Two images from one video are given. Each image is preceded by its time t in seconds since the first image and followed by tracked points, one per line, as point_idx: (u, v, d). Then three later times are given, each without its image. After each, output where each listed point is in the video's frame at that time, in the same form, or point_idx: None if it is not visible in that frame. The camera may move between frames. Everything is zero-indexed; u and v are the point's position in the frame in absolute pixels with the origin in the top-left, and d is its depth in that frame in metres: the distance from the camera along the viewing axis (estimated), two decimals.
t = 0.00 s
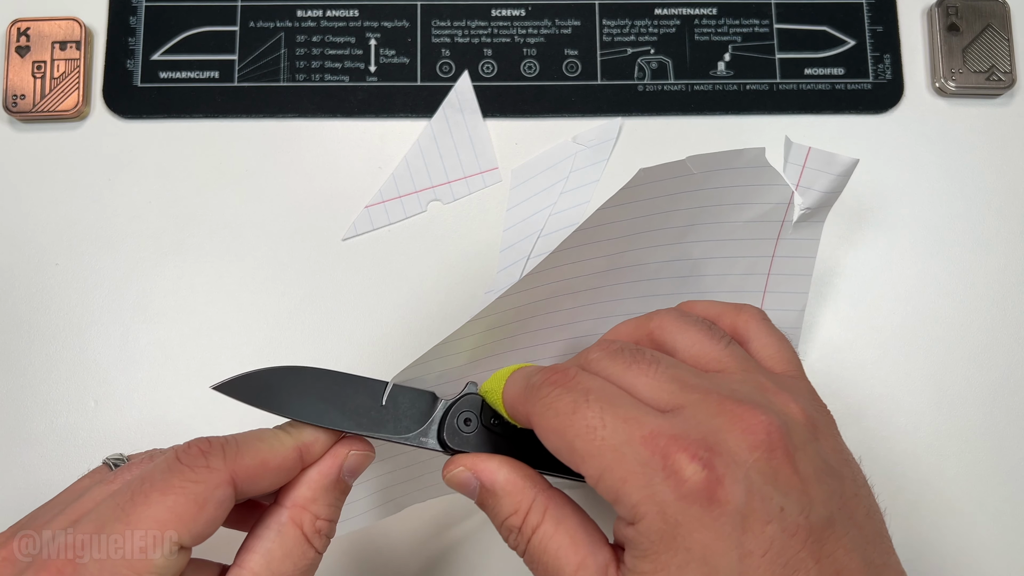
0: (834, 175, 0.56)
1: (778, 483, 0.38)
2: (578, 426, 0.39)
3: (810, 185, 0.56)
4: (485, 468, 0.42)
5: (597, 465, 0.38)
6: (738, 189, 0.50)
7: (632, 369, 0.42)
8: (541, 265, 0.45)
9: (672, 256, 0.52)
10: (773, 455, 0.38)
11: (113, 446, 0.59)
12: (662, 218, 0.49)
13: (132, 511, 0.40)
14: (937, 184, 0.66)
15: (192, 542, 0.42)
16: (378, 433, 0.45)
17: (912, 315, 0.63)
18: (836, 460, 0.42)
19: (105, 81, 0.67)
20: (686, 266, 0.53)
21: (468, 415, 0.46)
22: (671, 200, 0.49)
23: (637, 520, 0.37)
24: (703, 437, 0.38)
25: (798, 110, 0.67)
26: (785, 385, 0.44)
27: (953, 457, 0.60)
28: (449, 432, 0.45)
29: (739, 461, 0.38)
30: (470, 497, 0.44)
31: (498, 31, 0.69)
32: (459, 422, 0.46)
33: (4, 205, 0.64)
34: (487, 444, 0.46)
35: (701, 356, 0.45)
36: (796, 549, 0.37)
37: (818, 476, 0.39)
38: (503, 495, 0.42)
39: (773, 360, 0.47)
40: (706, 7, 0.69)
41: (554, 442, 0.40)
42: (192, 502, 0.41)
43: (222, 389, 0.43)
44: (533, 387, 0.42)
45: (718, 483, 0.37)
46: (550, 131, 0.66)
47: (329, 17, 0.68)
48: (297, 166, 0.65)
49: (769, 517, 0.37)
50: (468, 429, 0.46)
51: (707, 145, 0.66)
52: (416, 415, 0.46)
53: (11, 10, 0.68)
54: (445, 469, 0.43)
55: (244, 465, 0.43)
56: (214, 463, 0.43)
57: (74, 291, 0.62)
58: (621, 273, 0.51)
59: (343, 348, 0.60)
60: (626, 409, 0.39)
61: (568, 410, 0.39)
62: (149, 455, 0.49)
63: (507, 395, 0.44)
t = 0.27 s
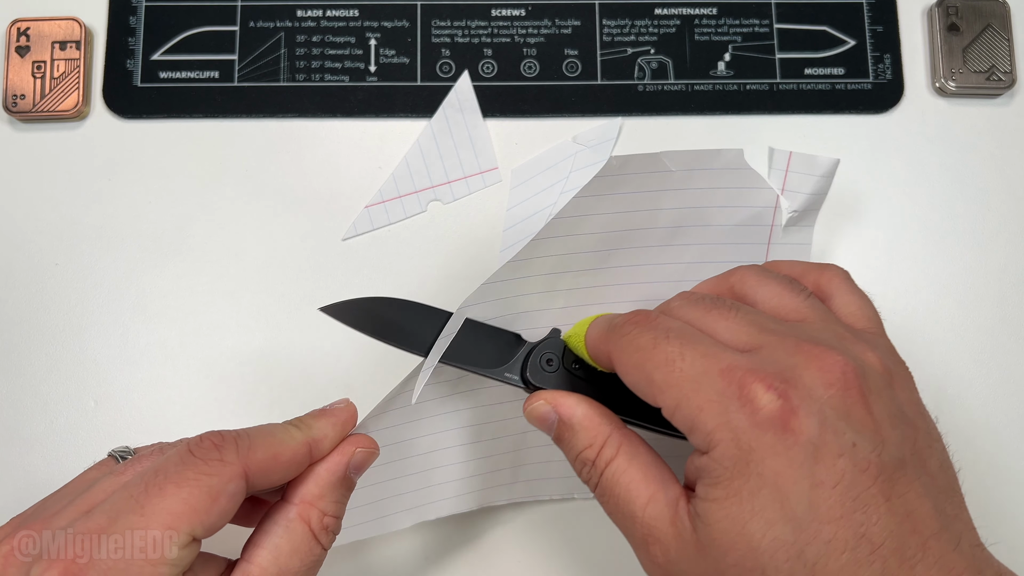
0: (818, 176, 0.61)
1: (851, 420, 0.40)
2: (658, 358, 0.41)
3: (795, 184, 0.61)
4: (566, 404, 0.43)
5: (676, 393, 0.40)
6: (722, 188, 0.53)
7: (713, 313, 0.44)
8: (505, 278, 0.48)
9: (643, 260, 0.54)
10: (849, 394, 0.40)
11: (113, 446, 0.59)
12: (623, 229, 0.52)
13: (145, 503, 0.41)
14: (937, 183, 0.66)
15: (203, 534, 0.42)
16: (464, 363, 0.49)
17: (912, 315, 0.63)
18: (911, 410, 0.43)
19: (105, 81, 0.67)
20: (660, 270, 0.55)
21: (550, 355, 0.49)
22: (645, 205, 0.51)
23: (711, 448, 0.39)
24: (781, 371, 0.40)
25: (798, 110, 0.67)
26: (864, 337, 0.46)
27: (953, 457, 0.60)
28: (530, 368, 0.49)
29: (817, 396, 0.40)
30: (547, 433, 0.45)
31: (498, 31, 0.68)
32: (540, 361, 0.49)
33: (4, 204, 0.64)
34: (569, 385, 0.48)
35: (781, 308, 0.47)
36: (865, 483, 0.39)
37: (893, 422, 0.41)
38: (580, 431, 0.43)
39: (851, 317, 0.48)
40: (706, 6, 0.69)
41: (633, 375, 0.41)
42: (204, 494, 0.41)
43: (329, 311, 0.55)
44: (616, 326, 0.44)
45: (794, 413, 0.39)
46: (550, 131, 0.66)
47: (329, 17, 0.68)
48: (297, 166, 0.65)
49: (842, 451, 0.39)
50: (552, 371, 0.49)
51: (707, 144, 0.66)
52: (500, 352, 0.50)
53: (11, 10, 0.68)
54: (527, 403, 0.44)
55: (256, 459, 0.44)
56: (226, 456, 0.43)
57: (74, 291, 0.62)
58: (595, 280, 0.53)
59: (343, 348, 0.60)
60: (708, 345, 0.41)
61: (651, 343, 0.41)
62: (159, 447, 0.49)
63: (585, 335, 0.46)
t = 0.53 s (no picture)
0: (767, 167, 0.63)
1: (932, 323, 0.44)
2: (747, 269, 0.45)
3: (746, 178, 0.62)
4: (653, 321, 0.47)
5: (762, 295, 0.44)
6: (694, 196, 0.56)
7: (797, 239, 0.49)
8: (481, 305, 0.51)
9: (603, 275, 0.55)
10: (925, 303, 0.45)
11: (113, 446, 0.59)
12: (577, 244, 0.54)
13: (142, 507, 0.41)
14: (937, 183, 0.66)
15: (200, 537, 0.42)
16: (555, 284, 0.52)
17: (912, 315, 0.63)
18: (983, 331, 0.47)
19: (105, 81, 0.67)
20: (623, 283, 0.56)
21: (636, 283, 0.51)
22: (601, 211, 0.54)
23: (796, 341, 0.43)
24: (865, 276, 0.45)
25: (798, 110, 0.67)
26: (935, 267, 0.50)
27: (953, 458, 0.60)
28: (618, 295, 0.51)
29: (896, 297, 0.44)
30: (631, 352, 0.48)
31: (498, 31, 0.69)
32: (627, 289, 0.51)
33: (3, 205, 0.64)
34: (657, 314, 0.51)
35: (862, 241, 0.51)
36: (944, 378, 0.42)
37: (967, 333, 0.45)
38: (664, 343, 0.46)
39: (933, 254, 0.52)
40: (706, 7, 0.69)
41: (721, 286, 0.45)
42: (201, 497, 0.42)
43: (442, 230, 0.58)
44: (711, 244, 0.48)
45: (876, 307, 0.43)
46: (550, 132, 0.66)
47: (329, 17, 0.68)
48: (297, 166, 0.65)
49: (919, 346, 0.42)
50: (638, 297, 0.51)
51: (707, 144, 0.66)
52: (592, 279, 0.52)
53: (11, 10, 0.68)
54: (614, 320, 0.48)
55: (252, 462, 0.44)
56: (222, 460, 0.43)
57: (74, 291, 0.62)
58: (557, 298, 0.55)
59: (343, 348, 0.60)
60: (793, 258, 0.46)
61: (742, 259, 0.46)
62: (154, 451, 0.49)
63: (678, 262, 0.49)
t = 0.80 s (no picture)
0: (735, 192, 0.64)
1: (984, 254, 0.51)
2: (814, 204, 0.52)
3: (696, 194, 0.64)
4: (718, 259, 0.52)
5: (828, 223, 0.50)
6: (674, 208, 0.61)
7: (863, 186, 0.56)
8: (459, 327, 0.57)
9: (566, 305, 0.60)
10: (977, 241, 0.51)
11: (113, 445, 0.59)
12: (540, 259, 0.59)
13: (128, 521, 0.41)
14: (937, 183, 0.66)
15: (186, 549, 0.43)
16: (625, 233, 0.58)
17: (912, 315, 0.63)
18: None
19: (105, 81, 0.67)
20: (586, 312, 0.60)
21: (704, 233, 0.56)
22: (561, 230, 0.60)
23: (855, 262, 0.49)
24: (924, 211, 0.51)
25: (798, 110, 0.67)
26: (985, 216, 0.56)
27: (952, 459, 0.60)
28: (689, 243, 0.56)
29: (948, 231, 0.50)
30: (697, 289, 0.54)
31: (498, 31, 0.69)
32: (695, 238, 0.56)
33: (3, 205, 0.64)
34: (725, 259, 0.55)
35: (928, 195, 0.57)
36: (993, 300, 0.48)
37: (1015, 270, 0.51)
38: (729, 277, 0.52)
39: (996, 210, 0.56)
40: (706, 7, 0.70)
41: (788, 222, 0.52)
42: (187, 510, 0.42)
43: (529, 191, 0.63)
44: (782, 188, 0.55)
45: (929, 233, 0.49)
46: (549, 133, 0.66)
47: (329, 17, 0.69)
48: (297, 166, 0.65)
49: (967, 273, 0.49)
50: (707, 243, 0.56)
51: (706, 144, 0.66)
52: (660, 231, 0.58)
53: (11, 10, 0.68)
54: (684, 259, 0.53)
55: (237, 477, 0.45)
56: (208, 475, 0.44)
57: (74, 291, 0.63)
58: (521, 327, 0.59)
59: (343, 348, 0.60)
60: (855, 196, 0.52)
61: (811, 198, 0.52)
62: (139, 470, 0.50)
63: (749, 212, 0.55)
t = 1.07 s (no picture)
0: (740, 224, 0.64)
1: (950, 298, 0.47)
2: (774, 247, 0.47)
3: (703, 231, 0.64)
4: (687, 304, 0.49)
5: (789, 271, 0.46)
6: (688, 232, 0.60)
7: (828, 223, 0.51)
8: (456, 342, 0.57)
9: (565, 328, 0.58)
10: (947, 283, 0.47)
11: (113, 445, 0.59)
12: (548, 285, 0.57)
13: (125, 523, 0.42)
14: (936, 183, 0.66)
15: (182, 549, 0.43)
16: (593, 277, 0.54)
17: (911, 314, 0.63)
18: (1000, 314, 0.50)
19: (105, 82, 0.67)
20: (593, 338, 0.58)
21: (672, 273, 0.52)
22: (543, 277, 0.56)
23: (819, 314, 0.45)
24: (886, 257, 0.47)
25: (797, 110, 0.67)
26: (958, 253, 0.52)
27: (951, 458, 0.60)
28: (656, 284, 0.52)
29: (915, 275, 0.47)
30: (668, 335, 0.51)
31: (498, 31, 0.69)
32: (664, 279, 0.52)
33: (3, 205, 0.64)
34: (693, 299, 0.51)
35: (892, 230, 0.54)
36: (961, 347, 0.45)
37: (986, 312, 0.48)
38: (699, 324, 0.48)
39: (960, 244, 0.53)
40: (706, 7, 0.70)
41: (750, 265, 0.48)
42: (182, 511, 0.43)
43: (494, 237, 0.57)
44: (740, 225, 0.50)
45: (894, 282, 0.45)
46: (549, 133, 0.66)
47: (329, 17, 0.69)
48: (298, 166, 0.65)
49: (935, 322, 0.45)
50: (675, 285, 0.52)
51: (706, 145, 0.66)
52: (626, 270, 0.54)
53: (11, 10, 0.68)
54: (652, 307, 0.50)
55: (230, 479, 0.45)
56: (202, 475, 0.45)
57: (74, 291, 0.63)
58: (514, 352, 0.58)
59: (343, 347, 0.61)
60: (817, 237, 0.48)
61: (772, 237, 0.48)
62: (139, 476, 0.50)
63: (714, 249, 0.50)
